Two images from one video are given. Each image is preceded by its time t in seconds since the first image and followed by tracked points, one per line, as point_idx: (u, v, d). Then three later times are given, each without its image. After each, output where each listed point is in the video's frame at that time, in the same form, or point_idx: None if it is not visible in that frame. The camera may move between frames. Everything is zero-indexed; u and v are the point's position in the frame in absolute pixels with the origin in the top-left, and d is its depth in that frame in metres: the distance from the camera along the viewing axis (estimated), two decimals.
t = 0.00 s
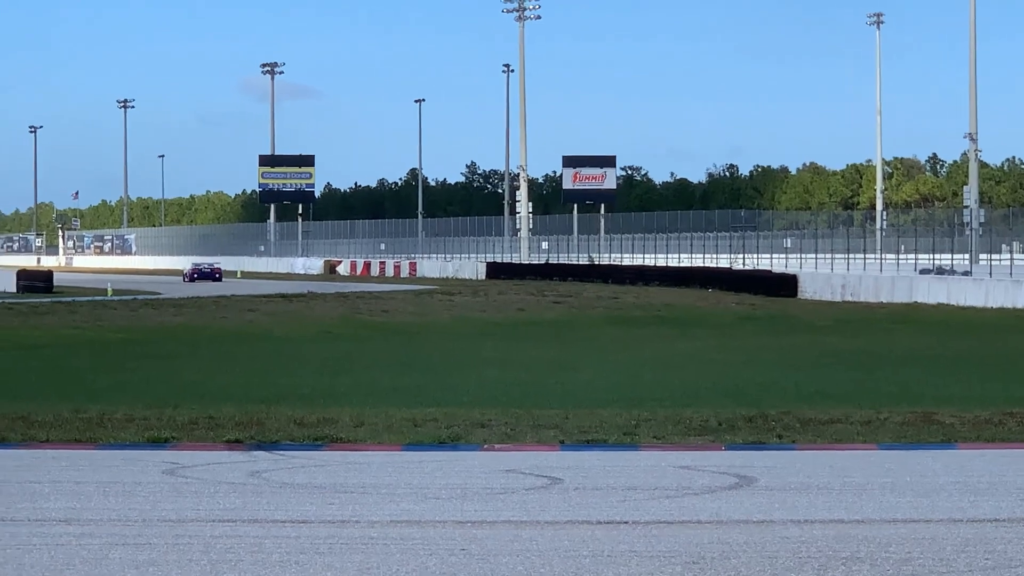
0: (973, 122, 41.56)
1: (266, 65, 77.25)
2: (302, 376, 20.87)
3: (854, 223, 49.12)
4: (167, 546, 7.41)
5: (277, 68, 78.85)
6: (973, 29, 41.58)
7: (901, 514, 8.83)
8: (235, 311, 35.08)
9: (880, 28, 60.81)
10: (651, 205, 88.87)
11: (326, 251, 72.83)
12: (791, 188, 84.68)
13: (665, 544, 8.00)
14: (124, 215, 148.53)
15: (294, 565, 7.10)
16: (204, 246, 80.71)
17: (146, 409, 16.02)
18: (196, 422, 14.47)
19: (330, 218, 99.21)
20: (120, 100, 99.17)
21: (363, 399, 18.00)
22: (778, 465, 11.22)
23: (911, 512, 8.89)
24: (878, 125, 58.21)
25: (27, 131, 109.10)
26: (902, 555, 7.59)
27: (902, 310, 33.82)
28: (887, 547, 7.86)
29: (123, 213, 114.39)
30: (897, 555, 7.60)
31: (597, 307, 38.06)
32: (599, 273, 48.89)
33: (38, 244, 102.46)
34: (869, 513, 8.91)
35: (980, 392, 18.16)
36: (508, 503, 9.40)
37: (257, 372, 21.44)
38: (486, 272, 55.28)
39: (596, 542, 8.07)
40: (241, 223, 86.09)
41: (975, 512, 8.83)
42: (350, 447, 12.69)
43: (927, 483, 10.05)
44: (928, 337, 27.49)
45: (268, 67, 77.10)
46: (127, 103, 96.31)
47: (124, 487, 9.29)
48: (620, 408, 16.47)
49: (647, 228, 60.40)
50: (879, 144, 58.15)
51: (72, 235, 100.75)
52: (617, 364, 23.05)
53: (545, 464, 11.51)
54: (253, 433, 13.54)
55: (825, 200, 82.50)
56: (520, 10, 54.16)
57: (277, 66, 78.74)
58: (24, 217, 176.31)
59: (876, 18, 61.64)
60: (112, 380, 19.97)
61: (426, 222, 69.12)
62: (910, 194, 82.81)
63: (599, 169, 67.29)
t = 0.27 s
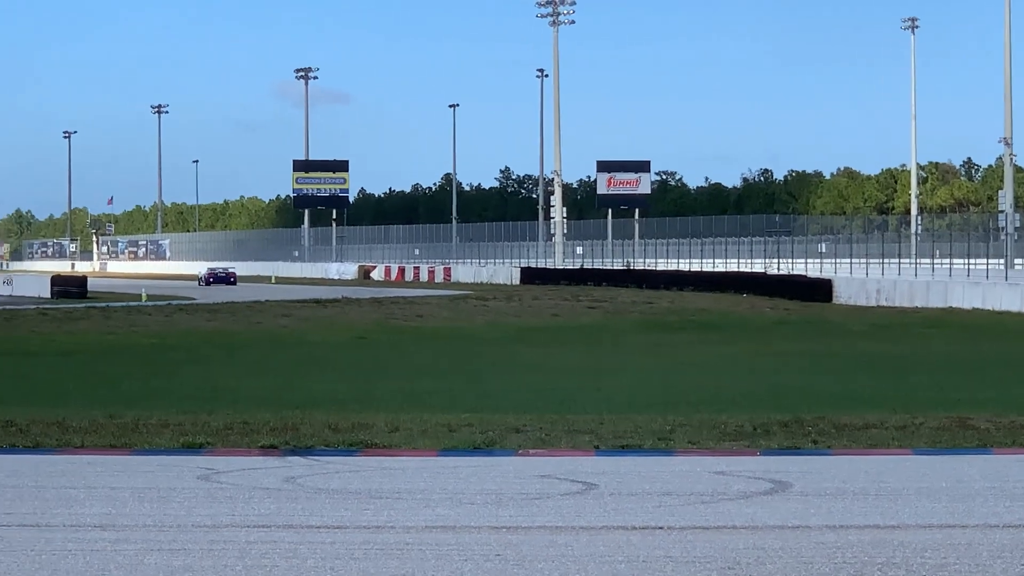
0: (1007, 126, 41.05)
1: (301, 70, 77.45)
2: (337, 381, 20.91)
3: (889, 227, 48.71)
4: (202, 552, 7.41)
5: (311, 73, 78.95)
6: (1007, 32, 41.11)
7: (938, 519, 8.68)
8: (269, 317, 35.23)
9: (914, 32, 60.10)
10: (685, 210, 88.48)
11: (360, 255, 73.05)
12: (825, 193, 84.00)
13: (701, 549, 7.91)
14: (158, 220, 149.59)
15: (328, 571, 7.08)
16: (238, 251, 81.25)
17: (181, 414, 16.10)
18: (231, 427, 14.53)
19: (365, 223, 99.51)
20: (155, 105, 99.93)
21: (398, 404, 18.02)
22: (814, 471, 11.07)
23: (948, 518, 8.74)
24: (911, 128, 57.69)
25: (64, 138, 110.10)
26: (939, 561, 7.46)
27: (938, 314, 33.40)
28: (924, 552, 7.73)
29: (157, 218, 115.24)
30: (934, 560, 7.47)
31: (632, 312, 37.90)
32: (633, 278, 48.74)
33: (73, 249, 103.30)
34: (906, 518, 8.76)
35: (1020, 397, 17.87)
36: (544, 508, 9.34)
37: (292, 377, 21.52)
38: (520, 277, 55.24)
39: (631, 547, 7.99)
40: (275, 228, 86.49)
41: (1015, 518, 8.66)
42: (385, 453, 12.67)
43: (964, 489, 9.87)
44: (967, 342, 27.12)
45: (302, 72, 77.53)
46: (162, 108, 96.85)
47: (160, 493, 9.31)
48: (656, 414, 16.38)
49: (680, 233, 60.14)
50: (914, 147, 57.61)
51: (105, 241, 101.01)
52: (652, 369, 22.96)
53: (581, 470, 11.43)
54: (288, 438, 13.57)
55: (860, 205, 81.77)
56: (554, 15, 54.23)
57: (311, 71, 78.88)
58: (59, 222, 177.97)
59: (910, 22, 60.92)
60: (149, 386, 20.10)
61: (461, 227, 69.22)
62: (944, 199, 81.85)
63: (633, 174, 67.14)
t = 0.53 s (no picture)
0: None
1: (341, 78, 77.58)
2: (376, 387, 20.90)
3: (930, 232, 48.05)
4: (243, 557, 7.40)
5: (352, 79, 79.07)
6: None
7: (980, 525, 8.52)
8: (309, 322, 35.37)
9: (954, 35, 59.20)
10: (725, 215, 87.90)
11: (400, 261, 73.26)
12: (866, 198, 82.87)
13: (741, 555, 7.81)
14: (198, 226, 150.78)
15: None
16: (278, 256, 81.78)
17: (221, 420, 16.14)
18: (272, 433, 14.55)
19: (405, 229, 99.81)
20: (196, 110, 100.68)
21: (438, 410, 17.98)
22: (856, 476, 10.89)
23: (991, 524, 8.58)
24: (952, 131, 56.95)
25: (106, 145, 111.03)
26: (982, 568, 7.32)
27: (981, 319, 32.89)
28: (966, 557, 7.59)
29: (198, 224, 116.05)
30: (977, 567, 7.34)
31: (671, 317, 37.70)
32: (672, 283, 48.46)
33: (114, 255, 104.28)
34: (948, 524, 8.60)
35: None
36: (584, 513, 9.26)
37: (332, 383, 21.55)
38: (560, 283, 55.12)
39: (671, 553, 7.90)
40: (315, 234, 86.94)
41: None
42: (426, 458, 12.62)
43: (1007, 495, 9.68)
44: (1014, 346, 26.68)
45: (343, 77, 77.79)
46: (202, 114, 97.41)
47: (200, 498, 9.33)
48: (696, 419, 16.20)
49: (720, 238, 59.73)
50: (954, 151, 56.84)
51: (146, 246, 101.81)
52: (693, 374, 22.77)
53: (622, 476, 11.32)
54: (329, 444, 13.56)
55: (901, 210, 80.61)
56: (594, 20, 54.12)
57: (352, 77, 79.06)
58: (101, 227, 179.88)
59: (951, 27, 60.08)
60: (190, 392, 20.18)
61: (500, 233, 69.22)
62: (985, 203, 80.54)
63: (674, 180, 66.94)
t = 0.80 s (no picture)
0: None
1: (380, 79, 77.71)
2: (416, 389, 20.93)
3: (970, 234, 47.38)
4: (285, 558, 7.42)
5: (393, 82, 79.19)
6: None
7: None
8: (350, 324, 35.52)
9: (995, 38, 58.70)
10: (765, 218, 87.24)
11: (440, 263, 73.42)
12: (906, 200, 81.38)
13: (782, 557, 7.73)
14: (238, 227, 152.04)
15: None
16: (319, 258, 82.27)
17: (262, 422, 16.24)
18: (313, 434, 14.62)
19: (445, 231, 99.92)
20: (236, 112, 101.38)
21: (477, 412, 17.99)
22: (896, 477, 10.73)
23: None
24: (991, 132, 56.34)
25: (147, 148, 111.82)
26: None
27: None
28: (1008, 560, 7.50)
29: (239, 226, 116.89)
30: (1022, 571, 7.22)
31: (712, 319, 37.47)
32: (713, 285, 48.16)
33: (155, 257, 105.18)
34: (990, 526, 8.46)
35: None
36: (625, 515, 9.19)
37: (373, 385, 21.63)
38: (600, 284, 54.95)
39: (713, 554, 7.82)
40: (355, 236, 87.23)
41: None
42: (467, 460, 12.59)
43: None
44: None
45: (383, 79, 78.02)
46: (242, 116, 98.04)
47: (242, 500, 9.37)
48: (736, 421, 16.08)
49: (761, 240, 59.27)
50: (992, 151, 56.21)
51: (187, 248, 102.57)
52: (734, 376, 22.62)
53: (662, 477, 11.23)
54: (370, 445, 13.58)
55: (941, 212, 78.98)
56: (634, 22, 53.90)
57: (393, 80, 79.11)
58: (141, 229, 181.92)
59: (990, 28, 59.91)
60: (231, 393, 20.33)
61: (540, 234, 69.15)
62: None
63: (714, 182, 66.60)
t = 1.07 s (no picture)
0: None
1: (420, 79, 78.03)
2: (456, 389, 20.90)
3: (1011, 232, 46.77)
4: (324, 558, 7.41)
5: (432, 81, 79.40)
6: None
7: None
8: (389, 324, 35.60)
9: None
10: (803, 217, 86.83)
11: (479, 262, 73.47)
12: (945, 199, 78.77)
13: (822, 556, 7.64)
14: (278, 227, 152.91)
15: None
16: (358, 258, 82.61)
17: (300, 422, 16.30)
18: (352, 435, 14.62)
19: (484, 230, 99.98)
20: (276, 113, 102.03)
21: (516, 411, 17.96)
22: (938, 477, 10.57)
23: None
24: None
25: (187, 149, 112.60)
26: None
27: None
28: None
29: (278, 226, 117.45)
30: None
31: (752, 317, 37.20)
32: (753, 284, 47.83)
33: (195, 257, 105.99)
34: None
35: None
36: (664, 514, 9.11)
37: (412, 385, 21.64)
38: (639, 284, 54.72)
39: (753, 554, 7.75)
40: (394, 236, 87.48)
41: None
42: (506, 460, 12.56)
43: None
44: None
45: (421, 79, 78.24)
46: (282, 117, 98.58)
47: (282, 500, 9.39)
48: (776, 420, 15.92)
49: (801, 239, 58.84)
50: None
51: (227, 248, 103.27)
52: (774, 375, 22.42)
53: (701, 476, 11.14)
54: (409, 445, 13.57)
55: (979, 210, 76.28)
56: (672, 21, 53.69)
57: (432, 80, 79.32)
58: (182, 229, 183.39)
59: None
60: (271, 394, 20.41)
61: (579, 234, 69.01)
62: None
63: (753, 180, 66.14)
